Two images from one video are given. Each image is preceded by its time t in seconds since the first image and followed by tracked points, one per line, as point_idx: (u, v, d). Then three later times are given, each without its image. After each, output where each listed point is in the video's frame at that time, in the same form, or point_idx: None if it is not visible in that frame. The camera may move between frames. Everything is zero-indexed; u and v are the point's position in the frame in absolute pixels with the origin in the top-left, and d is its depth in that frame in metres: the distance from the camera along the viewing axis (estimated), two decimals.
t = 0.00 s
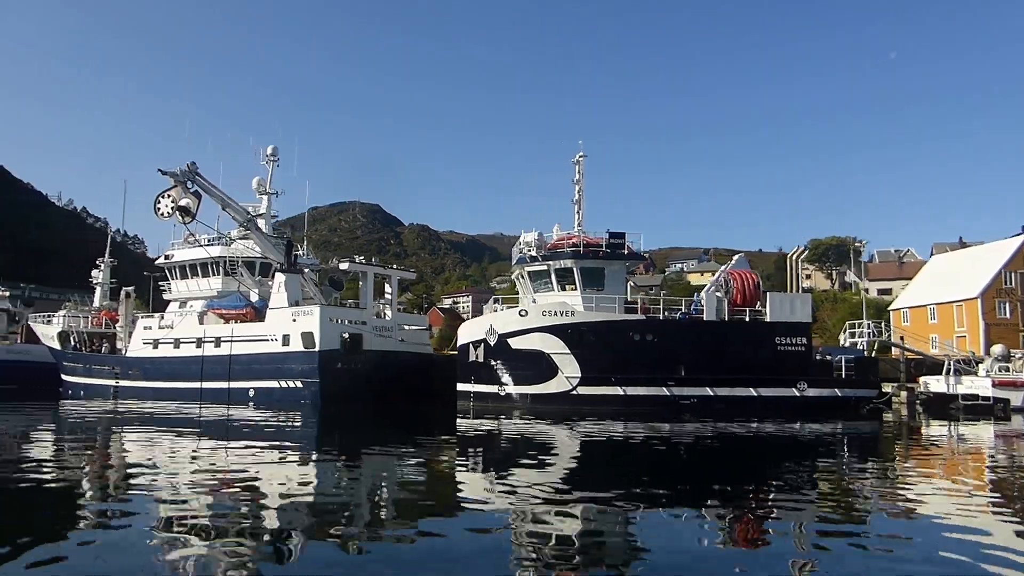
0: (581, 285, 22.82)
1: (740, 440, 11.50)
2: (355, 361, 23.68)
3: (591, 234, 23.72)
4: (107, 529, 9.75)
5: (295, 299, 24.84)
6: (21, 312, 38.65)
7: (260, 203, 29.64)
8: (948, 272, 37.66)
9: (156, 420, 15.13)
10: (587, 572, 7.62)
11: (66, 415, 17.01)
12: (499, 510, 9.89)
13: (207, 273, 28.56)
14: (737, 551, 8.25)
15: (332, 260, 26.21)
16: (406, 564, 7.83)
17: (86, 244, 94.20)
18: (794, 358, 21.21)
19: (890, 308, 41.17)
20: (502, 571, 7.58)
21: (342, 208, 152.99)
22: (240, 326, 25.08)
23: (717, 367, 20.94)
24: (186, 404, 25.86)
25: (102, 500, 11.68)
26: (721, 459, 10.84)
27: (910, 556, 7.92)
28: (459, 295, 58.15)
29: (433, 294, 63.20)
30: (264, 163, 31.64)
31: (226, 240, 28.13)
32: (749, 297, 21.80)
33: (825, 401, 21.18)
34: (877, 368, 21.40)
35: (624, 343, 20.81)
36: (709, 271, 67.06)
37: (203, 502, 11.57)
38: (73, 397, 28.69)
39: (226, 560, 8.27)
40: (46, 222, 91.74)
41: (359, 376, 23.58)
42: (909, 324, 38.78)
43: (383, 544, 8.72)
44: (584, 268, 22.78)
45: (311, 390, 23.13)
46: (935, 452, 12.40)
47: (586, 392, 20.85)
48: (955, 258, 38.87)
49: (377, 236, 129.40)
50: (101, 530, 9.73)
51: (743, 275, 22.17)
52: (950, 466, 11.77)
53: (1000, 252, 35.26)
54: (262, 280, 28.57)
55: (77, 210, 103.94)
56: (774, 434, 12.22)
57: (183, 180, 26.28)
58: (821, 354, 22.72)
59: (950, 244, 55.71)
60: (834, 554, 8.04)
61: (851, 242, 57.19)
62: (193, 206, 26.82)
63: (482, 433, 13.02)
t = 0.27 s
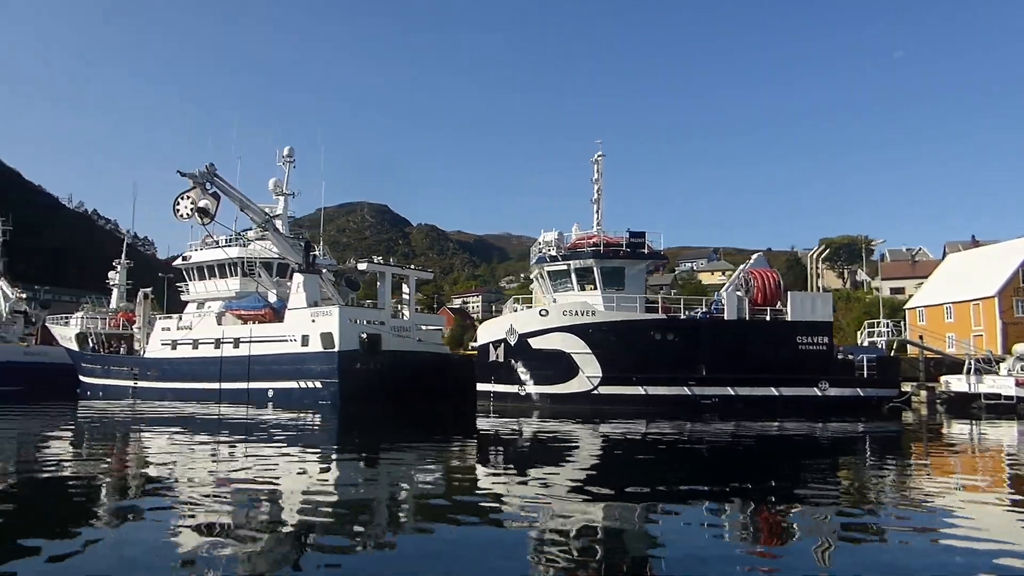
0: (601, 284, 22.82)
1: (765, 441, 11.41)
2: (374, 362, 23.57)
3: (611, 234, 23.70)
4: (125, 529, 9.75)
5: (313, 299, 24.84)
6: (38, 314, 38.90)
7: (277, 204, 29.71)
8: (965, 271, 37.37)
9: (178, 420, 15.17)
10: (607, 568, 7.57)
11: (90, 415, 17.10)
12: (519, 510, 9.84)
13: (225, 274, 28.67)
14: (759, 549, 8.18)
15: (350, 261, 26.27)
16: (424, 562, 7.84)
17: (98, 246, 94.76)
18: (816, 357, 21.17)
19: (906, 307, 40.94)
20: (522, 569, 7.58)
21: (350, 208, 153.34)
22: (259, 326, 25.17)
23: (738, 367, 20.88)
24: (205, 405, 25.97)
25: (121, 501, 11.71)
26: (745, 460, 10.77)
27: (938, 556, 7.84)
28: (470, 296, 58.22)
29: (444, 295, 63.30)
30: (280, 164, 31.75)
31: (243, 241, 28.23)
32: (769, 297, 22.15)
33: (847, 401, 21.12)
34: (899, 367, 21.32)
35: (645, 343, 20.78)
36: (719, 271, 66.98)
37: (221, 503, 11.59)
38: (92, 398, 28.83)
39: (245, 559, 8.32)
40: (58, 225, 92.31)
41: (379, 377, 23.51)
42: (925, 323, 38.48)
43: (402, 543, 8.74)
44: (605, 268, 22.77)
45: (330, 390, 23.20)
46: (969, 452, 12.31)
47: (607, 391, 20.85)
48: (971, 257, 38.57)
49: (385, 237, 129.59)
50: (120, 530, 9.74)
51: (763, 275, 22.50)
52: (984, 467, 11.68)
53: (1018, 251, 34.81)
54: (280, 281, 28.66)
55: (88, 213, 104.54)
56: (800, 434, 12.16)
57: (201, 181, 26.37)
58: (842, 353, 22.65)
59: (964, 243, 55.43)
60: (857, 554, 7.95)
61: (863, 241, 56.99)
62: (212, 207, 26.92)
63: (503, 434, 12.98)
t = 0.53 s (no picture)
0: (619, 284, 22.79)
1: (784, 440, 11.39)
2: (390, 362, 23.57)
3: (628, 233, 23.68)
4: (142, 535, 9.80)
5: (330, 300, 24.82)
6: (52, 314, 39.09)
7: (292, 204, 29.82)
8: (979, 268, 37.10)
9: (196, 420, 15.24)
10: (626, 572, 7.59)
11: (109, 415, 17.18)
12: (535, 513, 9.85)
13: (240, 275, 28.77)
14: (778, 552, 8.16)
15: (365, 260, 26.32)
16: (440, 565, 7.88)
17: (108, 247, 95.10)
18: (834, 356, 21.14)
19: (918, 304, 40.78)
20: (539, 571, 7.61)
21: (357, 209, 153.65)
22: (275, 327, 25.23)
23: (756, 366, 20.85)
24: (221, 405, 26.06)
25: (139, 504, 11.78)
26: (762, 460, 10.75)
27: (958, 558, 7.83)
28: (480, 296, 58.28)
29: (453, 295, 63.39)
30: (294, 164, 31.84)
31: (258, 242, 28.31)
32: (787, 296, 22.03)
33: (866, 399, 21.07)
34: (918, 366, 21.24)
35: (662, 342, 20.77)
36: (729, 270, 66.86)
37: (237, 505, 11.64)
38: (108, 398, 28.96)
39: (262, 561, 8.37)
40: (68, 226, 92.67)
41: (395, 377, 23.52)
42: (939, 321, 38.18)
43: (418, 545, 8.77)
44: (622, 267, 22.75)
45: (347, 390, 23.26)
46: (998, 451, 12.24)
47: (625, 391, 20.85)
48: (986, 254, 38.28)
49: (392, 237, 129.76)
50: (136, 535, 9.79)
51: (781, 274, 22.37)
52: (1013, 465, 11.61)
53: None
54: (295, 281, 28.72)
55: (98, 214, 105.00)
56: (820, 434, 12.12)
57: (218, 182, 26.46)
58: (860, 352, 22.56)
59: (976, 241, 55.17)
60: (877, 558, 7.95)
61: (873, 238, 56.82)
62: (228, 208, 27.05)
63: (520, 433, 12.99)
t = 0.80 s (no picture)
0: (638, 283, 22.76)
1: (807, 440, 11.36)
2: (407, 361, 23.72)
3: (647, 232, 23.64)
4: (153, 537, 9.78)
5: (347, 300, 24.93)
6: (67, 315, 39.31)
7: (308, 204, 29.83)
8: (994, 267, 36.83)
9: (215, 420, 15.27)
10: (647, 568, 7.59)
11: (131, 415, 17.28)
12: (555, 513, 9.85)
13: (256, 275, 28.86)
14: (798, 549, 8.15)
15: (382, 260, 26.38)
16: (460, 565, 7.89)
17: (118, 248, 95.56)
18: (854, 355, 21.04)
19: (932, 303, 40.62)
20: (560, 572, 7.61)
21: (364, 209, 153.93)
22: (291, 327, 25.26)
23: (776, 365, 20.80)
24: (238, 406, 26.13)
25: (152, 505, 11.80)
26: (782, 458, 10.73)
27: (984, 556, 7.79)
28: (491, 295, 58.30)
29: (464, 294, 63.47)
30: (310, 164, 31.90)
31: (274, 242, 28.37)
32: (807, 295, 22.07)
33: (887, 398, 20.96)
34: (940, 364, 21.09)
35: (682, 342, 20.76)
36: (739, 268, 66.70)
37: (253, 505, 11.65)
38: (125, 398, 29.08)
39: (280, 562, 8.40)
40: (79, 227, 93.19)
41: (412, 377, 23.63)
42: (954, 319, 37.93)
43: (437, 545, 8.78)
44: (641, 267, 22.73)
45: (365, 390, 23.31)
46: None
47: (644, 390, 20.85)
48: (1001, 252, 37.99)
49: (400, 237, 129.94)
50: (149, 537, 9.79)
51: (801, 272, 22.38)
52: None
53: None
54: (312, 282, 28.75)
55: (108, 215, 105.53)
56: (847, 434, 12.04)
57: (235, 183, 26.55)
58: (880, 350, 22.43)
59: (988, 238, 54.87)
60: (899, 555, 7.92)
61: (884, 237, 56.66)
62: (246, 208, 27.11)
63: (539, 433, 12.98)
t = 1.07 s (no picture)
0: (656, 283, 22.74)
1: (829, 440, 11.33)
2: (422, 361, 23.83)
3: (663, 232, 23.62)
4: (163, 541, 9.80)
5: (362, 300, 25.00)
6: (80, 314, 39.44)
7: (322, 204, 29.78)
8: (1008, 267, 36.66)
9: (231, 420, 15.30)
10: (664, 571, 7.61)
11: (150, 415, 17.31)
12: (572, 515, 9.86)
13: (271, 275, 28.89)
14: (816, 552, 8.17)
15: (396, 260, 26.38)
16: (474, 566, 7.94)
17: (126, 247, 95.82)
18: (873, 354, 20.94)
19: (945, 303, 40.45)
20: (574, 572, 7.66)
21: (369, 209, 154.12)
22: (306, 327, 25.25)
23: (795, 365, 20.72)
24: (253, 405, 26.17)
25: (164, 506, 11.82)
26: (801, 459, 10.72)
27: (1004, 561, 7.78)
28: (498, 295, 58.30)
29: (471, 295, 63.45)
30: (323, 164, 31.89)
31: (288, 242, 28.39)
32: (825, 294, 21.82)
33: (905, 398, 20.87)
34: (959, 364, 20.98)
35: (699, 342, 20.72)
36: (747, 269, 66.57)
37: (267, 505, 11.67)
38: (139, 398, 29.16)
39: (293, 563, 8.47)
40: (88, 227, 93.49)
41: (428, 377, 23.75)
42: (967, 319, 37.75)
43: (451, 547, 8.83)
44: (658, 266, 22.71)
45: (381, 390, 23.28)
46: None
47: (662, 390, 20.83)
48: (1014, 252, 37.82)
49: (405, 237, 129.97)
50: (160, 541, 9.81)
51: (818, 272, 22.11)
52: None
53: None
54: (326, 281, 28.76)
55: (115, 214, 105.85)
56: (875, 435, 11.97)
57: (251, 183, 26.60)
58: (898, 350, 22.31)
59: (998, 238, 54.67)
60: (916, 559, 7.93)
61: (893, 237, 56.53)
62: (261, 208, 27.14)
63: (556, 433, 12.98)
